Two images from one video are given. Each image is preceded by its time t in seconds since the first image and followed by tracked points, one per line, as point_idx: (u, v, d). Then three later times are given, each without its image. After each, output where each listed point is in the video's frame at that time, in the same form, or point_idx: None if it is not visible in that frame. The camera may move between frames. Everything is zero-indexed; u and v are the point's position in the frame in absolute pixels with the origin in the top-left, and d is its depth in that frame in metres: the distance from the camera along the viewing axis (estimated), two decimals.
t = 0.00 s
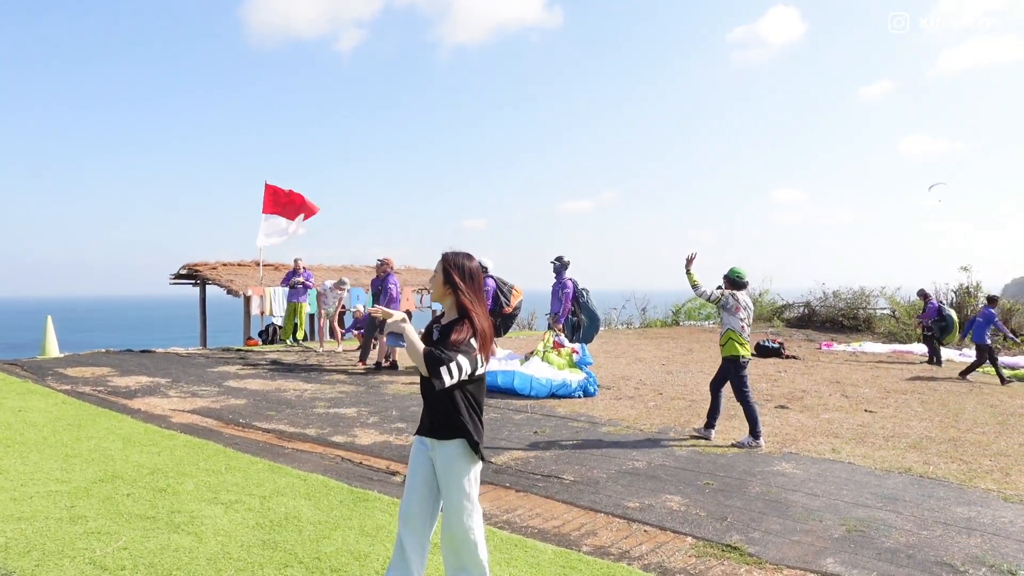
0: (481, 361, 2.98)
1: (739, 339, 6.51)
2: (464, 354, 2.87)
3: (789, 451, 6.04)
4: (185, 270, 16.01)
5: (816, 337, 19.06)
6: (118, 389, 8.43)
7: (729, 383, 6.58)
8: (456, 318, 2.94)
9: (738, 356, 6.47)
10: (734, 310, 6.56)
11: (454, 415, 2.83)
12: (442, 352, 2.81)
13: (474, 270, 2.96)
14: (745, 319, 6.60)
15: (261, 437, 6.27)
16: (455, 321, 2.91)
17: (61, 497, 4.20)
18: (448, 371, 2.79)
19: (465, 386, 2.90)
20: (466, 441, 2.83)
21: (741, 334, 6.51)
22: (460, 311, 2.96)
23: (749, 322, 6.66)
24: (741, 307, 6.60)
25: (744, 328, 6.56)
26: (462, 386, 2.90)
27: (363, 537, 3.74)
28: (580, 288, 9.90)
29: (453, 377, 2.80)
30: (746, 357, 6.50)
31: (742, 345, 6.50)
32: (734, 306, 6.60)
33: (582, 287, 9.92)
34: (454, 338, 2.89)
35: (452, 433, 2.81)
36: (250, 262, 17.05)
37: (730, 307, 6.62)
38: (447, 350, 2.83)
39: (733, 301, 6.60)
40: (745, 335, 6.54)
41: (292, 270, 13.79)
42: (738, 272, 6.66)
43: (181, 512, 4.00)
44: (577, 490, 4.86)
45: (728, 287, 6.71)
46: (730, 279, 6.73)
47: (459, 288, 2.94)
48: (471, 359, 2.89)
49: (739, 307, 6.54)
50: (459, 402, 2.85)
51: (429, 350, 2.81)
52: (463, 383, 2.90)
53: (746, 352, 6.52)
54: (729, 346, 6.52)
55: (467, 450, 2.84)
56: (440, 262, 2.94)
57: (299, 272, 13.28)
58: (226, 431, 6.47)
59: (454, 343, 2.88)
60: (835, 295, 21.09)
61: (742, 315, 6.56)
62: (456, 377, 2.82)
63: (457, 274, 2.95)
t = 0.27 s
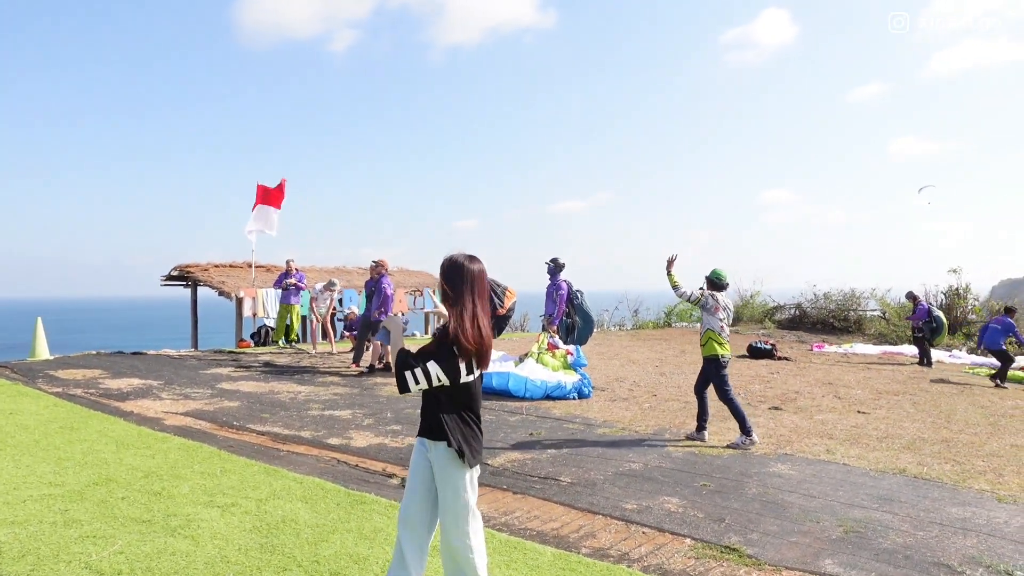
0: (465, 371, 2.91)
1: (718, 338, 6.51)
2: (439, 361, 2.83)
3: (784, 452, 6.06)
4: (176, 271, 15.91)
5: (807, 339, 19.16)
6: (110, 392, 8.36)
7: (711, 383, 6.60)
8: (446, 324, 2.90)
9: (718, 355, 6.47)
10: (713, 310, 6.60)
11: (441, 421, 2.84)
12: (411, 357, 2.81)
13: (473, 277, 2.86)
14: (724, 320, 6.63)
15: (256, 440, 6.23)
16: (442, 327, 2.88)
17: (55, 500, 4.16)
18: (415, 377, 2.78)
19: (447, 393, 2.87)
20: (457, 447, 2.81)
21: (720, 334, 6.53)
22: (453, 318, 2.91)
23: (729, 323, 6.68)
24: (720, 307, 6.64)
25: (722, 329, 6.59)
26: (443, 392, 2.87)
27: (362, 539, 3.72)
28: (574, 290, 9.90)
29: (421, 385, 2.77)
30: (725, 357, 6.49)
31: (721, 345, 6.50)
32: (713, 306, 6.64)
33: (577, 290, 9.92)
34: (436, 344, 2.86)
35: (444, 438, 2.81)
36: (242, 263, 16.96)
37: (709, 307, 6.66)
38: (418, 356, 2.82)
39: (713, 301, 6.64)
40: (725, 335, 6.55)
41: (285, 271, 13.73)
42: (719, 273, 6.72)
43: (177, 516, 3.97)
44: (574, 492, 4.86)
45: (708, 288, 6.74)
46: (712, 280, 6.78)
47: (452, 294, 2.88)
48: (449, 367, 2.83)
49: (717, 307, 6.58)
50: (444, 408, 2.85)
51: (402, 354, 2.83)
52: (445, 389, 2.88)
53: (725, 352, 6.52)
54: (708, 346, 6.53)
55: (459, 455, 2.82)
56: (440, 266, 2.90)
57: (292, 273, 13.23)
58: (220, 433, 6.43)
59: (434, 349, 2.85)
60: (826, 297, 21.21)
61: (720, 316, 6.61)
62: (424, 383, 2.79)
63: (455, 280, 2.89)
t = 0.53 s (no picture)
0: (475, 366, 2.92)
1: (699, 331, 6.58)
2: (450, 357, 2.83)
3: (778, 450, 6.09)
4: (165, 269, 15.78)
5: (796, 337, 19.30)
6: (100, 391, 8.28)
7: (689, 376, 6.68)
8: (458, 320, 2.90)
9: (697, 348, 6.55)
10: (694, 303, 6.63)
11: (448, 419, 2.83)
12: (423, 356, 2.80)
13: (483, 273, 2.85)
14: (705, 312, 6.66)
15: (250, 439, 6.19)
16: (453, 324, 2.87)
17: (48, 500, 4.11)
18: (428, 375, 2.78)
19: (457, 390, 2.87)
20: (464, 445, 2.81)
21: (701, 327, 6.58)
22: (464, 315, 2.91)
23: (711, 315, 6.71)
24: (701, 300, 6.67)
25: (704, 321, 6.62)
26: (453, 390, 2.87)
27: (360, 538, 3.70)
28: (568, 287, 9.90)
29: (433, 382, 2.78)
30: (705, 349, 6.56)
31: (701, 338, 6.57)
32: (694, 299, 6.67)
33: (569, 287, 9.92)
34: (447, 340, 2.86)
35: (448, 438, 2.80)
36: (231, 262, 16.86)
37: (690, 300, 6.70)
38: (430, 354, 2.81)
39: (694, 294, 6.67)
40: (706, 328, 6.60)
41: (275, 269, 13.66)
42: (702, 267, 6.75)
43: (172, 515, 3.93)
44: (571, 489, 4.86)
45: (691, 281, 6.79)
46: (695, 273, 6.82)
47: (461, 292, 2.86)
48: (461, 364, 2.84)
49: (698, 300, 6.62)
50: (451, 405, 2.85)
51: (413, 352, 2.81)
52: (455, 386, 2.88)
53: (706, 344, 6.58)
54: (689, 338, 6.61)
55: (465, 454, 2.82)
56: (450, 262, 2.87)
57: (282, 272, 13.14)
58: (213, 432, 6.38)
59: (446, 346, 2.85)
60: (814, 295, 21.37)
61: (702, 309, 6.63)
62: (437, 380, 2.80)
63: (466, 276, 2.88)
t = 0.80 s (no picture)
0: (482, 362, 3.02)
1: (664, 331, 6.68)
2: (469, 355, 2.85)
3: (756, 447, 6.18)
4: (134, 268, 15.44)
5: (768, 335, 19.60)
6: (69, 393, 8.07)
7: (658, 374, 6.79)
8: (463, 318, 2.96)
9: (660, 347, 6.66)
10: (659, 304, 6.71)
11: (454, 420, 2.82)
12: (447, 356, 2.78)
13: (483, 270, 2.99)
14: (671, 312, 6.74)
15: (226, 441, 6.08)
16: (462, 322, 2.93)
17: (18, 507, 3.99)
18: (455, 374, 2.77)
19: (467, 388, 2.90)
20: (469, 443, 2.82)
21: (666, 327, 6.68)
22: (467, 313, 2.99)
23: (677, 315, 6.80)
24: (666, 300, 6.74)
25: (669, 321, 6.72)
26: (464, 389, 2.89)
27: (345, 542, 3.67)
28: (546, 287, 9.91)
29: (459, 381, 2.79)
30: (671, 348, 6.67)
31: (666, 338, 6.68)
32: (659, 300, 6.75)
33: (547, 287, 9.92)
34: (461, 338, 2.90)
35: (455, 438, 2.80)
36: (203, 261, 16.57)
37: (656, 300, 6.78)
38: (452, 353, 2.80)
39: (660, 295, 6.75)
40: (671, 328, 6.70)
41: (249, 268, 13.45)
42: (667, 267, 6.81)
43: (149, 520, 3.85)
44: (554, 489, 4.87)
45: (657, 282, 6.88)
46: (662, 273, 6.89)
47: (463, 292, 2.94)
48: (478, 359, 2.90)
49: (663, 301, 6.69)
50: (462, 405, 2.86)
51: (434, 354, 2.77)
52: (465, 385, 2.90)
53: (672, 344, 6.68)
54: (655, 338, 6.72)
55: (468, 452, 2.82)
56: (452, 263, 2.91)
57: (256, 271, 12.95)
58: (188, 435, 6.26)
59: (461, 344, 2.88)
60: (786, 294, 21.72)
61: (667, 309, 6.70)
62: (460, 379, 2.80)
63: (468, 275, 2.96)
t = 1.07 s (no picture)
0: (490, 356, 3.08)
1: (642, 334, 6.68)
2: (484, 353, 2.92)
3: (751, 445, 6.21)
4: (124, 266, 15.31)
5: (758, 333, 19.70)
6: (61, 392, 7.99)
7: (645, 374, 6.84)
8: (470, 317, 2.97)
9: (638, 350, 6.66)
10: (635, 306, 6.71)
11: (468, 420, 2.84)
12: (467, 355, 2.82)
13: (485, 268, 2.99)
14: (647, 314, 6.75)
15: (222, 441, 6.05)
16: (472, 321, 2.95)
17: (15, 507, 3.96)
18: (476, 373, 2.83)
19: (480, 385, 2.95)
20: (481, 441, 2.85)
21: (643, 330, 6.68)
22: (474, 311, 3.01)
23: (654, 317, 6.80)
24: (642, 302, 6.74)
25: (645, 323, 6.72)
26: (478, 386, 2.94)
27: (346, 541, 3.66)
28: (540, 286, 9.93)
29: (480, 378, 2.85)
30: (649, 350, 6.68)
31: (645, 341, 6.68)
32: (635, 302, 6.75)
33: (540, 286, 9.94)
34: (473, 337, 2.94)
35: (469, 436, 2.83)
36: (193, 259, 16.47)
37: (632, 303, 6.78)
38: (471, 352, 2.85)
39: (634, 297, 6.75)
40: (647, 330, 6.70)
41: (241, 267, 13.37)
42: (639, 270, 6.82)
43: (148, 521, 3.82)
44: (553, 487, 4.88)
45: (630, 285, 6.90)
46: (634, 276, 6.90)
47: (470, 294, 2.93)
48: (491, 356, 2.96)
49: (638, 303, 6.70)
50: (478, 402, 2.90)
51: (456, 355, 2.80)
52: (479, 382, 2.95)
53: (651, 345, 6.69)
54: (632, 341, 6.72)
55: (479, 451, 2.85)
56: (458, 266, 2.89)
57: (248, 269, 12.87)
58: (183, 434, 6.21)
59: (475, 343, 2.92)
60: (776, 292, 21.83)
61: (642, 311, 6.71)
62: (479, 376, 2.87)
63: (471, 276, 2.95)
